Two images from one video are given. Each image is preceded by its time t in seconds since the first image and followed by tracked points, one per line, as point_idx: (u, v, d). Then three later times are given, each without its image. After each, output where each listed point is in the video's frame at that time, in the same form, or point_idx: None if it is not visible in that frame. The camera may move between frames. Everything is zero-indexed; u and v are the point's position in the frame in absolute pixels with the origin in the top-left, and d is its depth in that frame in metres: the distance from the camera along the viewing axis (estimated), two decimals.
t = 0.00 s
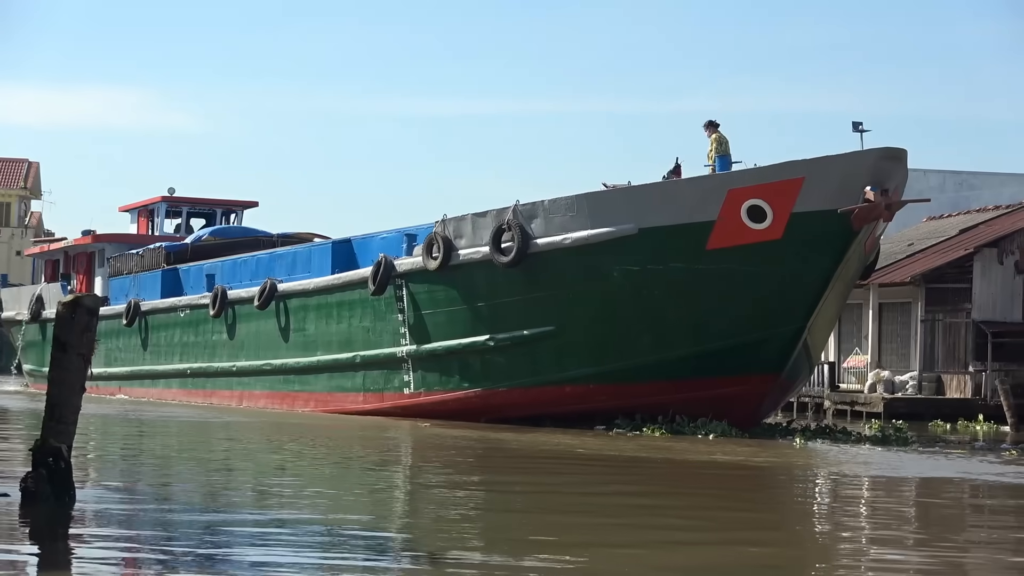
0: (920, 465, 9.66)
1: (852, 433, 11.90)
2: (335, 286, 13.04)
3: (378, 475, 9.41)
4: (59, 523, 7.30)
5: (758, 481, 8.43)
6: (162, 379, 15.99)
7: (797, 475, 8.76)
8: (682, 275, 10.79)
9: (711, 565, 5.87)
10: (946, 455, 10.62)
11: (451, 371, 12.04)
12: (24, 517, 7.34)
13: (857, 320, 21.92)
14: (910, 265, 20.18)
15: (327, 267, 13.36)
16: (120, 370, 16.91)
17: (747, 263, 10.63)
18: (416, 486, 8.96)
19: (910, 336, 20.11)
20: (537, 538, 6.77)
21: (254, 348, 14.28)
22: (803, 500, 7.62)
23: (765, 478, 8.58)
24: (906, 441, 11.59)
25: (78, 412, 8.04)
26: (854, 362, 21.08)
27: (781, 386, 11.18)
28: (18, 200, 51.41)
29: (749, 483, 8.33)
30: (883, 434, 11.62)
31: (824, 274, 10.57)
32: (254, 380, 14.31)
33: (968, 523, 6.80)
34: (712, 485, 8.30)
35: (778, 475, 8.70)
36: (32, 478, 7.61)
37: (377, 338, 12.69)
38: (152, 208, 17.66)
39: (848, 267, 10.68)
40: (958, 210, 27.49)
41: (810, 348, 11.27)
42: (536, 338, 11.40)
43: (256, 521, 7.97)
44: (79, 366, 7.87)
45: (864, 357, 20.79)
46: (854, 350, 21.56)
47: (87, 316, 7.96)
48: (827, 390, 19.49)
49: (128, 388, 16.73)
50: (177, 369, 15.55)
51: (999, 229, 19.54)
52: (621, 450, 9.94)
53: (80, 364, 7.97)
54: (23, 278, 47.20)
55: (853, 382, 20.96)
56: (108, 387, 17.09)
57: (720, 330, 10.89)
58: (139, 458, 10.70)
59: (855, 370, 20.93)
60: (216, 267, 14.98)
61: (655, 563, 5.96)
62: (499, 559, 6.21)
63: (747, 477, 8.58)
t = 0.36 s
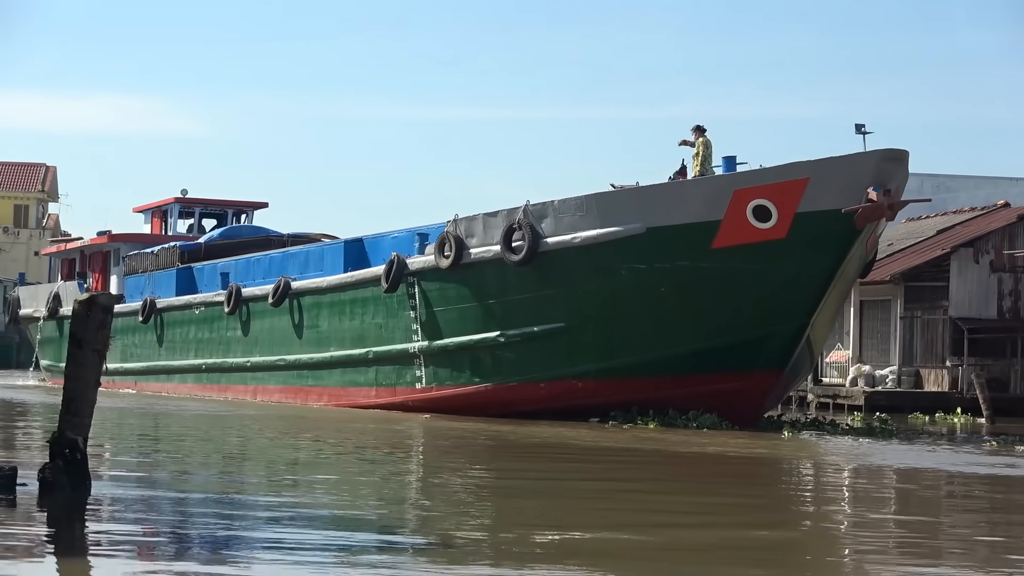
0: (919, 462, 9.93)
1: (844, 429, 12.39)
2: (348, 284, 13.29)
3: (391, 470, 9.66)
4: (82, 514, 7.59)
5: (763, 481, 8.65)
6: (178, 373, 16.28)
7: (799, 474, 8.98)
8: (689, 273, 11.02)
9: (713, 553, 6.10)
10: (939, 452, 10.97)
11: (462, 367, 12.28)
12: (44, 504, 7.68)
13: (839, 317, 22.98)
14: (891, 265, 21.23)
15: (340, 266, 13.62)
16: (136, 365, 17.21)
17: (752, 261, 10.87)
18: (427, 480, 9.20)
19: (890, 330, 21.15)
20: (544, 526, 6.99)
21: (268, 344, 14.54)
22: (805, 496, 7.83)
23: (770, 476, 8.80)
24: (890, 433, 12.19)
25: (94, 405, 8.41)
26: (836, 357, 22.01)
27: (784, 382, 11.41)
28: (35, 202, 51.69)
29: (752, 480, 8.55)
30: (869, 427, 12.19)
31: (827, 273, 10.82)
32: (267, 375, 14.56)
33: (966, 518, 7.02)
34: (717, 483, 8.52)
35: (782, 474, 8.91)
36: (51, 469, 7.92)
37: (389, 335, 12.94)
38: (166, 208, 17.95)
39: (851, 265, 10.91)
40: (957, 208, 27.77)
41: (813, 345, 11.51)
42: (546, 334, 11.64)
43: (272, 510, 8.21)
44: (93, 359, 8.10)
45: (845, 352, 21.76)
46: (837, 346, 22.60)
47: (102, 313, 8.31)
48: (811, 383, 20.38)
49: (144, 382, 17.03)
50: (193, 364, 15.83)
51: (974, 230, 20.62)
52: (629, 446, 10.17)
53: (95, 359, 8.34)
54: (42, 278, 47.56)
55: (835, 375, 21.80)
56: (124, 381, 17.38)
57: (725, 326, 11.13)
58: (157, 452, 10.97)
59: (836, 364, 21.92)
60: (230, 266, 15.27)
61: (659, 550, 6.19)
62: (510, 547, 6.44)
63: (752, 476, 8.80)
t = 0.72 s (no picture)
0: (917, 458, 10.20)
1: (845, 427, 12.75)
2: (360, 281, 13.55)
3: (403, 466, 9.92)
4: (98, 503, 7.75)
5: (764, 472, 8.91)
6: (192, 368, 16.57)
7: (800, 467, 9.24)
8: (695, 271, 11.25)
9: (714, 541, 6.35)
10: (937, 449, 11.25)
11: (472, 362, 12.53)
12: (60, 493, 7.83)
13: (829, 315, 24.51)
14: (875, 265, 22.62)
15: (352, 264, 13.94)
16: (152, 360, 17.50)
17: (756, 259, 11.11)
18: (438, 476, 9.47)
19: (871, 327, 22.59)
20: (551, 514, 7.25)
21: (281, 339, 14.81)
22: (803, 487, 8.09)
23: (771, 469, 9.06)
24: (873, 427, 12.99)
25: (108, 400, 8.60)
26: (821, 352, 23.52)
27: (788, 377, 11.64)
28: (52, 205, 52.06)
29: (753, 473, 8.80)
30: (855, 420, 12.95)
31: (830, 269, 11.05)
32: (280, 370, 14.84)
33: (958, 507, 7.27)
34: (719, 476, 8.77)
35: (782, 467, 9.17)
36: (66, 459, 8.07)
37: (401, 330, 13.19)
38: (180, 209, 18.24)
39: (853, 262, 11.15)
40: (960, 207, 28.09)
41: (815, 340, 11.75)
42: (555, 330, 11.88)
43: (288, 498, 8.50)
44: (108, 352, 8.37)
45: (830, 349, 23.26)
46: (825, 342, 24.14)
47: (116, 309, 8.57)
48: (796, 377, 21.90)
49: (159, 377, 17.32)
50: (207, 359, 16.12)
51: (952, 229, 22.02)
52: (634, 440, 10.43)
53: (109, 354, 8.56)
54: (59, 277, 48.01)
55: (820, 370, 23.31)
56: (140, 377, 17.69)
57: (729, 322, 11.37)
58: (175, 449, 11.29)
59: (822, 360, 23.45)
60: (243, 264, 15.58)
61: (662, 538, 6.44)
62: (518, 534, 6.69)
63: (754, 469, 9.06)
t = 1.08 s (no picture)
0: (917, 465, 10.40)
1: (841, 429, 13.01)
2: (371, 279, 13.73)
3: (414, 467, 10.08)
4: (108, 496, 8.01)
5: (770, 482, 9.12)
6: (204, 364, 16.82)
7: (803, 476, 9.46)
8: (703, 269, 11.41)
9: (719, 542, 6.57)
10: (936, 454, 11.46)
11: (482, 358, 12.71)
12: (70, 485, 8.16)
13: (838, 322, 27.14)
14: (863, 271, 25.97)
15: (362, 263, 14.13)
16: (164, 356, 17.72)
17: (763, 257, 11.27)
18: (449, 475, 9.68)
19: (857, 326, 25.88)
20: (561, 517, 7.45)
21: (293, 336, 15.02)
22: (808, 497, 8.30)
23: (775, 478, 9.27)
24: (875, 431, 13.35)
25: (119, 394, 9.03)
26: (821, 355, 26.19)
27: (793, 373, 11.81)
28: (67, 206, 52.30)
29: (759, 484, 9.01)
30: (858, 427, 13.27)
31: (835, 268, 11.20)
32: (292, 366, 15.06)
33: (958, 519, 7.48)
34: (725, 485, 8.99)
35: (787, 477, 9.39)
36: (77, 452, 8.44)
37: (411, 327, 13.37)
38: (190, 210, 18.43)
39: (858, 261, 11.30)
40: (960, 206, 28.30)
41: (820, 337, 11.92)
42: (563, 327, 12.06)
43: (303, 494, 8.73)
44: (122, 350, 8.85)
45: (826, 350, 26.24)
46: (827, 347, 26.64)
47: (127, 308, 9.04)
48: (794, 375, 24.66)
49: (171, 373, 17.55)
50: (218, 356, 16.36)
51: (926, 234, 24.75)
52: (641, 446, 10.62)
53: (120, 351, 9.01)
54: (71, 275, 48.35)
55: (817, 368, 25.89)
56: (152, 372, 17.92)
57: (736, 319, 11.54)
58: (190, 454, 11.48)
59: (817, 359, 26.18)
60: (253, 263, 15.76)
61: (670, 539, 6.65)
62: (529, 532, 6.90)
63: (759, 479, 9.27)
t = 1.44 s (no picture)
0: (929, 467, 10.29)
1: (853, 430, 12.88)
2: (377, 277, 13.60)
3: (421, 468, 9.93)
4: (105, 495, 8.03)
5: (786, 487, 8.99)
6: (205, 362, 16.69)
7: (818, 480, 9.33)
8: (717, 266, 11.29)
9: (744, 552, 6.43)
10: (949, 455, 11.33)
11: (491, 357, 12.57)
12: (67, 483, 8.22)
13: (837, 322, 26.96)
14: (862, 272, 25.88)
15: (367, 260, 14.01)
16: (164, 354, 17.57)
17: (779, 254, 11.15)
18: (459, 476, 9.54)
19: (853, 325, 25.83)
20: (578, 524, 7.32)
21: (296, 334, 14.86)
22: (827, 503, 8.16)
23: (790, 482, 9.14)
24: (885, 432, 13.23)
25: (117, 390, 9.13)
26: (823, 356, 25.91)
27: (808, 372, 11.69)
28: (63, 204, 52.06)
29: (775, 488, 8.88)
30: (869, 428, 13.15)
31: (852, 265, 11.08)
32: (296, 365, 14.91)
33: (980, 527, 7.36)
34: (741, 490, 8.85)
35: (802, 480, 9.26)
36: (74, 450, 8.53)
37: (418, 325, 13.21)
38: (189, 206, 18.26)
39: (875, 259, 11.18)
40: (955, 203, 28.25)
41: (835, 336, 11.79)
42: (575, 326, 11.92)
43: (312, 495, 8.57)
44: (119, 349, 8.96)
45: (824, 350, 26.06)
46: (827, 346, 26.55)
47: (124, 306, 9.15)
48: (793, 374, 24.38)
49: (171, 371, 17.40)
50: (220, 354, 16.22)
51: (923, 233, 24.69)
52: (652, 446, 10.48)
53: (118, 348, 9.12)
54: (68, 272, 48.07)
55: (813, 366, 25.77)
56: (152, 370, 17.76)
57: (751, 316, 11.41)
58: (191, 454, 11.32)
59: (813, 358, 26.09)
60: (256, 260, 15.68)
61: (693, 548, 6.52)
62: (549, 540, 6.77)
63: (774, 483, 9.13)
